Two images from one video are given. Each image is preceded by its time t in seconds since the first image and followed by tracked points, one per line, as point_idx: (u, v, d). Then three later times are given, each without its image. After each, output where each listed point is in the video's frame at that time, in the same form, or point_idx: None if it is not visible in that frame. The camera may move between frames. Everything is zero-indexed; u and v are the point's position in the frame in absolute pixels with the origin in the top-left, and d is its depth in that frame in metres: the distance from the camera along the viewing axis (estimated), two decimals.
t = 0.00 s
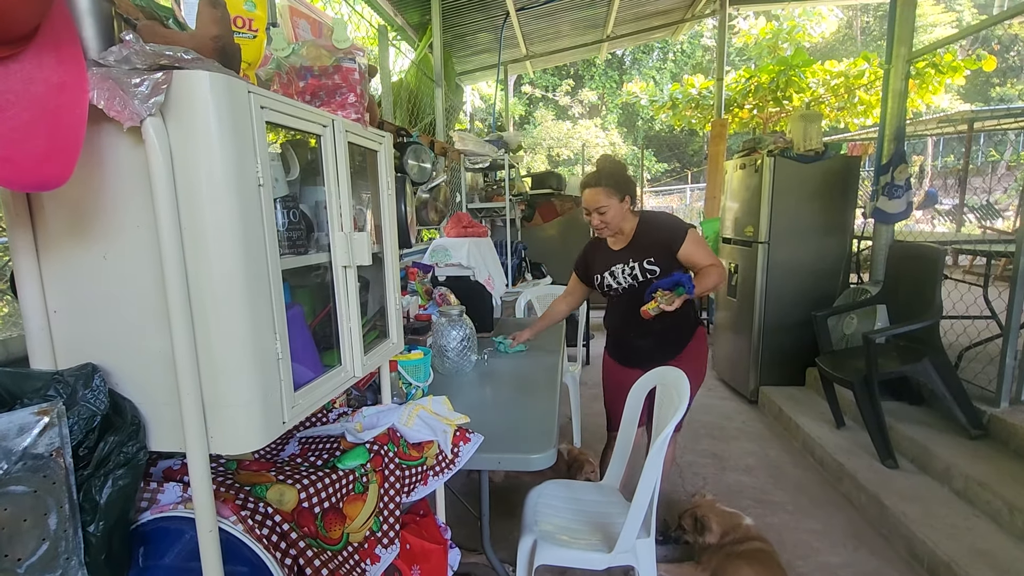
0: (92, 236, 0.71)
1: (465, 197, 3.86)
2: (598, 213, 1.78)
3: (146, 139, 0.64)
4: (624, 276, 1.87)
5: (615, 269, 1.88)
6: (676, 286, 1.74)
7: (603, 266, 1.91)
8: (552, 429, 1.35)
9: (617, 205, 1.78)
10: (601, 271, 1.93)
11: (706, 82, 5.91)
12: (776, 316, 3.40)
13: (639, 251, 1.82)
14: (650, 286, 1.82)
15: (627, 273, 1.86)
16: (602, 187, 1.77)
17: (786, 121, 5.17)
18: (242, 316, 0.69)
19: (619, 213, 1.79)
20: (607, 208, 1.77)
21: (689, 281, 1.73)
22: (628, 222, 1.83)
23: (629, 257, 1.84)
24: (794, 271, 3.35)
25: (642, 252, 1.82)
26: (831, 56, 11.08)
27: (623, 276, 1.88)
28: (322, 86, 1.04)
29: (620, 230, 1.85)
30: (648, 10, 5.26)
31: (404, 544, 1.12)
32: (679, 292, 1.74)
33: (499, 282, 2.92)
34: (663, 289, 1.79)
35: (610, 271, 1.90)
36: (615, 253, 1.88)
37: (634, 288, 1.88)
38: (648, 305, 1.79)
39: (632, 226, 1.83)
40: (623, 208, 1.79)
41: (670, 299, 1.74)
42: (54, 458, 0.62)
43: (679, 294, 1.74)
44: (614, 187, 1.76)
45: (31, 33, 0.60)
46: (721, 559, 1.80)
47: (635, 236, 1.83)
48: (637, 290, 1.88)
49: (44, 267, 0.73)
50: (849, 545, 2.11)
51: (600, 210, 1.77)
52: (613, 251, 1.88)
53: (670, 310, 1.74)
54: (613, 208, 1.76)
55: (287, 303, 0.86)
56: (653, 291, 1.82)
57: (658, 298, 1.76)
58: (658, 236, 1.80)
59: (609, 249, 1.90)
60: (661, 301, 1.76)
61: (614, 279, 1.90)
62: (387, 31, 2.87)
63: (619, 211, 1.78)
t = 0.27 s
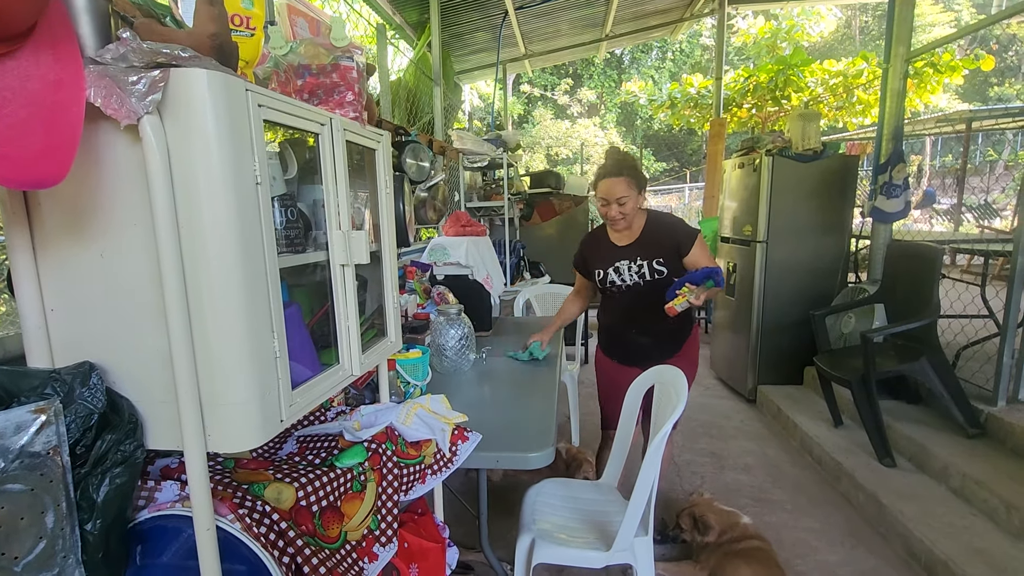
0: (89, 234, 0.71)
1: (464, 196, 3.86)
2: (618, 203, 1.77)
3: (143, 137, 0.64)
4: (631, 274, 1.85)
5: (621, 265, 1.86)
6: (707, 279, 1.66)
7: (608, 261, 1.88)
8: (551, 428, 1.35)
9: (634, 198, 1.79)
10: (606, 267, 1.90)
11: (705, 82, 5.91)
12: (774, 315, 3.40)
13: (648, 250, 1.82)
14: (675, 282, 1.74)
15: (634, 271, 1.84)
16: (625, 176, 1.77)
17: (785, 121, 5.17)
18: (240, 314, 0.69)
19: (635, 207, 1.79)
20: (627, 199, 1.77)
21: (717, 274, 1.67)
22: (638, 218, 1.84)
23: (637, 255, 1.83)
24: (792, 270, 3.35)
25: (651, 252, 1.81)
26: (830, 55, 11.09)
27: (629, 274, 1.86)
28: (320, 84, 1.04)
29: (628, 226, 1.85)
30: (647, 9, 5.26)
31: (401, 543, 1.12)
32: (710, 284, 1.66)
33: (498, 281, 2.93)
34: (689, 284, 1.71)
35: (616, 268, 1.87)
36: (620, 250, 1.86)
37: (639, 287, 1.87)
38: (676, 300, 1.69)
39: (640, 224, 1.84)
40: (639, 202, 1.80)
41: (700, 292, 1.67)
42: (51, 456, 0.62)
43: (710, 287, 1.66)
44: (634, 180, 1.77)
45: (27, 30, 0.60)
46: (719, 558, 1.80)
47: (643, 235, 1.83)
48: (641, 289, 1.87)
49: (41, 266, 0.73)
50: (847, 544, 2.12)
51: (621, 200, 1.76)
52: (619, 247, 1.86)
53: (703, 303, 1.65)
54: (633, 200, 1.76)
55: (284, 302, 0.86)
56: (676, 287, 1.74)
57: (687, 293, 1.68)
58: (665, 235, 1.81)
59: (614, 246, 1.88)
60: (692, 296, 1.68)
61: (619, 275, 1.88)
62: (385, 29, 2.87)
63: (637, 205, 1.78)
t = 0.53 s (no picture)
0: (87, 230, 0.71)
1: (463, 194, 3.86)
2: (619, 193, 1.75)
3: (143, 133, 0.64)
4: (626, 283, 1.86)
5: (616, 273, 1.85)
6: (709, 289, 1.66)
7: (601, 268, 1.87)
8: (550, 426, 1.36)
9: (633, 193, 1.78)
10: (599, 276, 1.88)
11: (704, 81, 5.91)
12: (772, 314, 3.41)
13: (643, 258, 1.82)
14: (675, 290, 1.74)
15: (628, 280, 1.84)
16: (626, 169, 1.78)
17: (784, 120, 5.17)
18: (239, 311, 0.69)
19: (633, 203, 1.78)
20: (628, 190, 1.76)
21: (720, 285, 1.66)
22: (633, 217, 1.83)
23: (631, 263, 1.83)
24: (791, 269, 3.36)
25: (646, 261, 1.82)
26: (829, 55, 11.09)
27: (624, 283, 1.86)
28: (319, 81, 1.04)
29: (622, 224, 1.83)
30: (646, 7, 5.26)
31: (400, 540, 1.12)
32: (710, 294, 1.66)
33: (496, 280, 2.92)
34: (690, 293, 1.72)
35: (610, 277, 1.86)
36: (614, 253, 1.85)
37: (633, 295, 1.87)
38: (675, 309, 1.72)
39: (634, 225, 1.84)
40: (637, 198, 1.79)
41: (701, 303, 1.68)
42: (51, 453, 0.62)
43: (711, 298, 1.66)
44: (634, 175, 1.78)
45: (26, 25, 0.60)
46: (717, 556, 1.80)
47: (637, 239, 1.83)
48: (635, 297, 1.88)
49: (41, 262, 0.73)
50: (845, 542, 2.12)
51: (623, 190, 1.74)
52: (613, 252, 1.85)
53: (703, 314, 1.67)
54: (634, 193, 1.76)
55: (283, 299, 0.86)
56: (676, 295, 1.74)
57: (687, 304, 1.70)
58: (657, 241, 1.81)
59: (607, 250, 1.86)
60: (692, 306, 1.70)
61: (613, 284, 1.87)
62: (384, 27, 2.87)
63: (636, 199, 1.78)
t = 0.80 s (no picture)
0: (88, 232, 0.70)
1: (462, 194, 3.85)
2: (613, 210, 1.69)
3: (144, 134, 0.63)
4: (624, 300, 1.86)
5: (612, 291, 1.84)
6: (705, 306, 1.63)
7: (599, 286, 1.83)
8: (549, 427, 1.36)
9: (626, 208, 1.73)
10: (596, 295, 1.85)
11: (702, 80, 5.92)
12: (769, 315, 3.41)
13: (639, 274, 1.82)
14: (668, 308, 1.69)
15: (626, 297, 1.85)
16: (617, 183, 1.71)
17: (782, 120, 5.18)
18: (240, 313, 0.69)
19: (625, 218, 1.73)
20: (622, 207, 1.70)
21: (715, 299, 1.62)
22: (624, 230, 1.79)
23: (628, 279, 1.83)
24: (788, 269, 3.37)
25: (641, 277, 1.83)
26: (827, 55, 11.11)
27: (622, 300, 1.86)
28: (320, 82, 1.04)
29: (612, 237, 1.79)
30: (645, 7, 5.26)
31: (399, 541, 1.12)
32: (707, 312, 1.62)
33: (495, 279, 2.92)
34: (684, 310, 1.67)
35: (608, 295, 1.85)
36: (609, 269, 1.82)
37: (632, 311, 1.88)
38: (671, 329, 1.67)
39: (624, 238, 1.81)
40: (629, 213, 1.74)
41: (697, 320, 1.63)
42: (51, 455, 0.62)
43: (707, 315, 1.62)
44: (627, 189, 1.72)
45: (26, 26, 0.60)
46: (715, 556, 1.81)
47: (629, 253, 1.82)
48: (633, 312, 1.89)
49: (40, 264, 0.73)
50: (842, 542, 2.13)
51: (617, 208, 1.68)
52: (609, 270, 1.82)
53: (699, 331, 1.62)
54: (627, 210, 1.70)
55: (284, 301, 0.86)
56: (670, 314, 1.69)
57: (684, 321, 1.65)
58: (649, 255, 1.82)
59: (602, 267, 1.83)
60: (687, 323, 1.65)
61: (611, 302, 1.86)
62: (383, 25, 2.86)
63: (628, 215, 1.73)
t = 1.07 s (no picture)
0: (89, 226, 0.70)
1: (460, 190, 3.84)
2: (613, 240, 1.60)
3: (147, 127, 0.63)
4: (626, 318, 1.87)
5: (615, 311, 1.84)
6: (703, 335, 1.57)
7: (602, 307, 1.82)
8: (549, 424, 1.36)
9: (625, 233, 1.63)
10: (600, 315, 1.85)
11: (700, 79, 5.92)
12: (766, 314, 3.42)
13: (639, 293, 1.83)
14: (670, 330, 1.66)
15: (629, 315, 1.86)
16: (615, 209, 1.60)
17: (779, 119, 5.18)
18: (243, 308, 0.68)
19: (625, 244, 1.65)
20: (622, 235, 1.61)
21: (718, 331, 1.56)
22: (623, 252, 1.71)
23: (629, 298, 1.83)
24: (786, 268, 3.37)
25: (641, 296, 1.83)
26: (824, 55, 11.14)
27: (624, 318, 1.87)
28: (322, 77, 1.03)
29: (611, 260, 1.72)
30: (643, 5, 5.25)
31: (400, 537, 1.12)
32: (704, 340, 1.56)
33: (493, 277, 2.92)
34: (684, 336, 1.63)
35: (611, 315, 1.85)
36: (611, 288, 1.80)
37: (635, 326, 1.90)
38: (662, 347, 1.62)
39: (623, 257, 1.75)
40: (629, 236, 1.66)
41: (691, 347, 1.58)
42: (53, 450, 0.62)
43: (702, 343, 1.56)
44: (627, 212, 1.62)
45: (26, 17, 0.59)
46: (713, 554, 1.81)
47: (630, 270, 1.79)
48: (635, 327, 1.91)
49: (41, 259, 0.72)
50: (838, 540, 2.14)
51: (617, 237, 1.59)
52: (609, 290, 1.80)
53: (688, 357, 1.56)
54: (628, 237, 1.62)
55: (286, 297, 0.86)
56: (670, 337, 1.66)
57: (677, 343, 1.60)
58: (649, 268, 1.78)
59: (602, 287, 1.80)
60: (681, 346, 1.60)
61: (614, 321, 1.87)
62: (382, 21, 2.85)
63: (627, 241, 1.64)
